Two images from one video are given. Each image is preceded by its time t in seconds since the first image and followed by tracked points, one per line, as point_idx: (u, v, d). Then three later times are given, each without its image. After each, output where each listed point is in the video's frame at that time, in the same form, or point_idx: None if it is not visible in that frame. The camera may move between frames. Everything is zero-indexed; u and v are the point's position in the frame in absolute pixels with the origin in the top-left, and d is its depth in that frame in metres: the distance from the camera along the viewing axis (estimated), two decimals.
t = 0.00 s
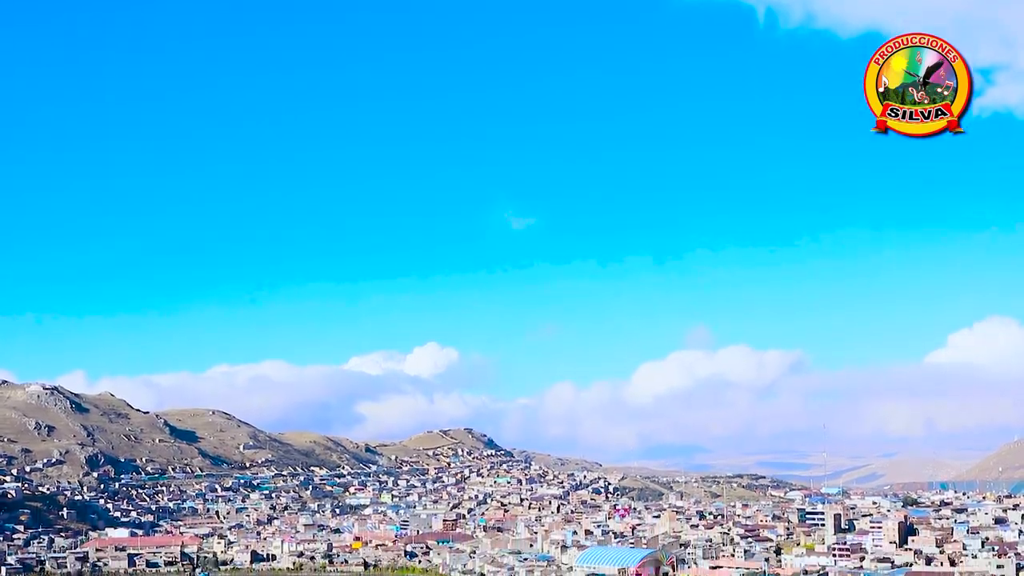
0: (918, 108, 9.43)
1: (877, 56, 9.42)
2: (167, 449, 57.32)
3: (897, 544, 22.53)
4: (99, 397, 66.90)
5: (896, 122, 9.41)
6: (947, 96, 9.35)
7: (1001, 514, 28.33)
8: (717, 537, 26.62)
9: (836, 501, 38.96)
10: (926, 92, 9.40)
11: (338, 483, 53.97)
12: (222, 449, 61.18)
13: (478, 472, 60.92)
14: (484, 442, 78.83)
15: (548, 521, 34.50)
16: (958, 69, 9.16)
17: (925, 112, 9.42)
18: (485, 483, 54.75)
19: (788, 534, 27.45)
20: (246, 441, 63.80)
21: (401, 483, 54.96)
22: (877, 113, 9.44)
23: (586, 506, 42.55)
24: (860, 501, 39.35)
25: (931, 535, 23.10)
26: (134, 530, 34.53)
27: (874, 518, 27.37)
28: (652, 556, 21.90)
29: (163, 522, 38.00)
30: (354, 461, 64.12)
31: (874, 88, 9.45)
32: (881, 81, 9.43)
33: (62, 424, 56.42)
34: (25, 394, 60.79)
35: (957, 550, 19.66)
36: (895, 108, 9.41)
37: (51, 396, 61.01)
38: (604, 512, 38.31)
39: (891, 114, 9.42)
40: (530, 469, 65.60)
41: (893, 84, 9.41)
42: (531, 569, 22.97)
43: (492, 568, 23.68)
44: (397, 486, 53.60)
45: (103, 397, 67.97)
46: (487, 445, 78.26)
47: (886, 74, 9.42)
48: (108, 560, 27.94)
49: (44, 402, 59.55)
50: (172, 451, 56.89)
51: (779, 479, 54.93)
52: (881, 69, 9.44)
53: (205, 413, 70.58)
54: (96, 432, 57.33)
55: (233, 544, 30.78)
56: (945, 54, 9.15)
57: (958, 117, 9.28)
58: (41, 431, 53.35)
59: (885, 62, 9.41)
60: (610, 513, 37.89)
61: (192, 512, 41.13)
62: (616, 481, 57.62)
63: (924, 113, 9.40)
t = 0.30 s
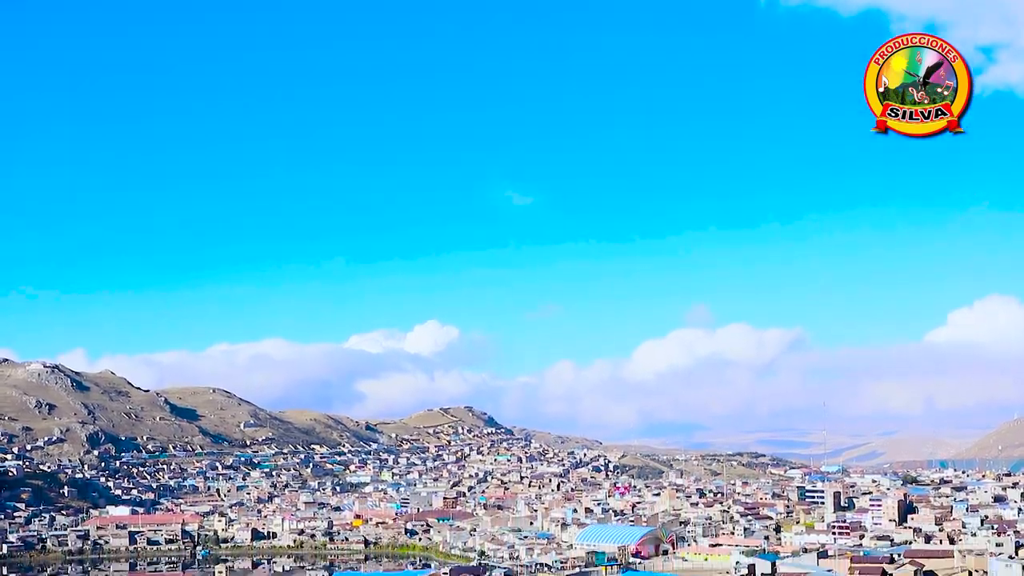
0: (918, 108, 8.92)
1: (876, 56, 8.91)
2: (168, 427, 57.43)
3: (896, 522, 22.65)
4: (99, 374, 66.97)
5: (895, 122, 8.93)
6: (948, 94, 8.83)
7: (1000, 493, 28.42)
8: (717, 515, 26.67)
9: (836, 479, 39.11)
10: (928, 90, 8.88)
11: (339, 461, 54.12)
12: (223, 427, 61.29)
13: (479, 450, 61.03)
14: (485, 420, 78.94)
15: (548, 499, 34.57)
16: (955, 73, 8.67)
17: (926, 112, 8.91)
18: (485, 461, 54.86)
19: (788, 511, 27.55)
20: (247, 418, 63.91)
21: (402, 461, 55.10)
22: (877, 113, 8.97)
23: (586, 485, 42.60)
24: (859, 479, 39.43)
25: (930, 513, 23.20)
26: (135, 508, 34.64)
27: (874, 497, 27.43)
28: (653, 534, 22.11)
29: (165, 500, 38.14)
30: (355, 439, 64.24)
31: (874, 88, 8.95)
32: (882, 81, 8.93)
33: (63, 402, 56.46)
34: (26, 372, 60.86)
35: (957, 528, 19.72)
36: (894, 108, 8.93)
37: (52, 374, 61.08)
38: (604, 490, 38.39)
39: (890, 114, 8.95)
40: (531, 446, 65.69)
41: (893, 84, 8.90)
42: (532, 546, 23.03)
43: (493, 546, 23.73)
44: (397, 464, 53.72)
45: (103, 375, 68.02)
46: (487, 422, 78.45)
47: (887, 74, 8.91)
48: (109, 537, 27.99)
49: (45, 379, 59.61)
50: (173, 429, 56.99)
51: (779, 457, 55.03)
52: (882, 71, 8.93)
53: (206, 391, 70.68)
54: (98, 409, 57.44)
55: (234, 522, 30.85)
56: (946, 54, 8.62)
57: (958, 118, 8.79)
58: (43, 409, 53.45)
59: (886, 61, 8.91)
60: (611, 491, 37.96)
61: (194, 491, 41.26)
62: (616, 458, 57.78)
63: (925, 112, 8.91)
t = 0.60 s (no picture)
0: (918, 107, 8.71)
1: (875, 55, 8.70)
2: (169, 402, 57.59)
3: (896, 497, 22.79)
4: (99, 351, 67.07)
5: (895, 122, 8.73)
6: (946, 92, 8.58)
7: (999, 468, 28.48)
8: (717, 491, 26.72)
9: (835, 455, 39.22)
10: (929, 90, 8.64)
11: (339, 436, 54.27)
12: (223, 403, 61.47)
13: (478, 425, 61.24)
14: (485, 396, 79.07)
15: (549, 475, 34.66)
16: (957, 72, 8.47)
17: (927, 110, 8.69)
18: (485, 436, 54.96)
19: (788, 487, 27.71)
20: (248, 394, 64.06)
21: (402, 436, 55.22)
22: (877, 113, 8.77)
23: (586, 460, 42.70)
24: (859, 455, 39.49)
25: (929, 488, 23.34)
26: (137, 484, 34.78)
27: (874, 473, 27.48)
28: (653, 509, 22.15)
29: (165, 475, 38.26)
30: (356, 415, 64.38)
31: (874, 88, 8.75)
32: (881, 81, 8.72)
33: (63, 378, 56.59)
34: (27, 348, 60.98)
35: (957, 504, 19.77)
36: (895, 108, 8.73)
37: (53, 350, 61.22)
38: (604, 466, 38.47)
39: (891, 113, 8.74)
40: (531, 422, 65.82)
41: (893, 84, 8.70)
42: (532, 521, 23.10)
43: (493, 521, 23.77)
44: (398, 439, 53.88)
45: (104, 351, 68.09)
46: (488, 398, 78.66)
47: (887, 73, 8.70)
48: (110, 512, 28.07)
49: (45, 355, 59.68)
50: (174, 405, 57.13)
51: (779, 432, 55.14)
52: (881, 70, 8.71)
53: (207, 366, 70.80)
54: (98, 385, 57.58)
55: (234, 497, 30.97)
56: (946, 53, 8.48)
57: (958, 118, 8.57)
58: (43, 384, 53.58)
59: (886, 60, 8.69)
60: (611, 466, 38.05)
61: (195, 466, 41.41)
62: (617, 434, 57.93)
63: (925, 112, 8.70)
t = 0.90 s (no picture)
0: (920, 108, 7.93)
1: (875, 54, 7.93)
2: (169, 382, 57.58)
3: (895, 477, 22.74)
4: (100, 330, 67.08)
5: (896, 123, 7.94)
6: (948, 92, 7.81)
7: (998, 448, 28.47)
8: (716, 469, 26.72)
9: (835, 434, 39.28)
10: (930, 90, 7.87)
11: (339, 415, 54.34)
12: (223, 382, 61.54)
13: (478, 404, 61.30)
14: (485, 373, 79.17)
15: (548, 454, 34.69)
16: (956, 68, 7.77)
17: (929, 111, 7.90)
18: (485, 415, 55.02)
19: (787, 466, 27.67)
20: (248, 372, 64.08)
21: (402, 415, 55.29)
22: (877, 113, 7.97)
23: (585, 438, 42.74)
24: (859, 433, 39.62)
25: (929, 467, 23.28)
26: (137, 463, 34.81)
27: (873, 452, 27.46)
28: (652, 488, 22.12)
29: (165, 454, 38.29)
30: (356, 393, 64.43)
31: (874, 88, 7.97)
32: (882, 81, 7.94)
33: (64, 357, 56.63)
34: (27, 327, 60.97)
35: (956, 483, 19.70)
36: (895, 109, 7.94)
37: (52, 329, 61.14)
38: (605, 445, 38.52)
39: (891, 114, 7.96)
40: (531, 400, 65.93)
41: (893, 84, 7.93)
42: (532, 500, 23.07)
43: (493, 500, 23.82)
44: (398, 418, 53.95)
45: (104, 330, 68.08)
46: (488, 375, 78.77)
47: (887, 74, 7.92)
48: (110, 492, 28.09)
49: (45, 334, 59.67)
50: (174, 384, 57.13)
51: (778, 411, 55.21)
52: (881, 69, 7.94)
53: (207, 344, 70.77)
54: (98, 365, 57.56)
55: (234, 476, 30.99)
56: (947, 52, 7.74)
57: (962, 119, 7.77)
58: (43, 363, 53.53)
59: (886, 61, 7.91)
60: (611, 445, 38.07)
61: (195, 446, 41.43)
62: (617, 413, 57.99)
63: (925, 113, 7.91)
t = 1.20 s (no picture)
0: (919, 107, 7.23)
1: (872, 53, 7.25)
2: (170, 361, 57.65)
3: (895, 456, 22.76)
4: (99, 309, 67.07)
5: (896, 123, 7.24)
6: (948, 92, 7.14)
7: (998, 427, 28.48)
8: (717, 449, 26.73)
9: (834, 413, 39.37)
10: (930, 90, 7.20)
11: (339, 394, 54.42)
12: (223, 361, 61.60)
13: (478, 382, 61.42)
14: (485, 352, 79.30)
15: (548, 433, 34.73)
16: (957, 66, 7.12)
17: (929, 110, 7.21)
18: (485, 394, 55.11)
19: (787, 445, 27.70)
20: (248, 352, 64.14)
21: (402, 394, 55.38)
22: (875, 114, 7.29)
23: (586, 417, 42.83)
24: (858, 413, 39.76)
25: (929, 447, 23.29)
26: (137, 442, 34.85)
27: (873, 431, 27.47)
28: (653, 467, 22.16)
29: (166, 433, 38.36)
30: (356, 372, 64.51)
31: (871, 88, 7.29)
32: (880, 80, 7.26)
33: (64, 336, 56.63)
34: (27, 307, 60.91)
35: (956, 462, 19.70)
36: (895, 109, 7.26)
37: (52, 308, 61.09)
38: (605, 423, 38.54)
39: (891, 115, 7.27)
40: (531, 379, 66.02)
41: (893, 84, 7.25)
42: (532, 479, 23.13)
43: (492, 479, 23.88)
44: (398, 397, 54.05)
45: (104, 309, 68.04)
46: (487, 355, 78.89)
47: (886, 73, 7.25)
48: (111, 471, 28.16)
49: (45, 314, 59.64)
50: (175, 363, 57.20)
51: (778, 390, 55.27)
52: (881, 68, 7.27)
53: (207, 323, 70.80)
54: (98, 344, 57.62)
55: (235, 455, 31.03)
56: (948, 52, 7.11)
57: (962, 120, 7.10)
58: (43, 342, 53.59)
59: (886, 60, 7.25)
60: (611, 424, 38.10)
61: (195, 424, 41.53)
62: (617, 392, 58.12)
63: (925, 113, 7.23)
